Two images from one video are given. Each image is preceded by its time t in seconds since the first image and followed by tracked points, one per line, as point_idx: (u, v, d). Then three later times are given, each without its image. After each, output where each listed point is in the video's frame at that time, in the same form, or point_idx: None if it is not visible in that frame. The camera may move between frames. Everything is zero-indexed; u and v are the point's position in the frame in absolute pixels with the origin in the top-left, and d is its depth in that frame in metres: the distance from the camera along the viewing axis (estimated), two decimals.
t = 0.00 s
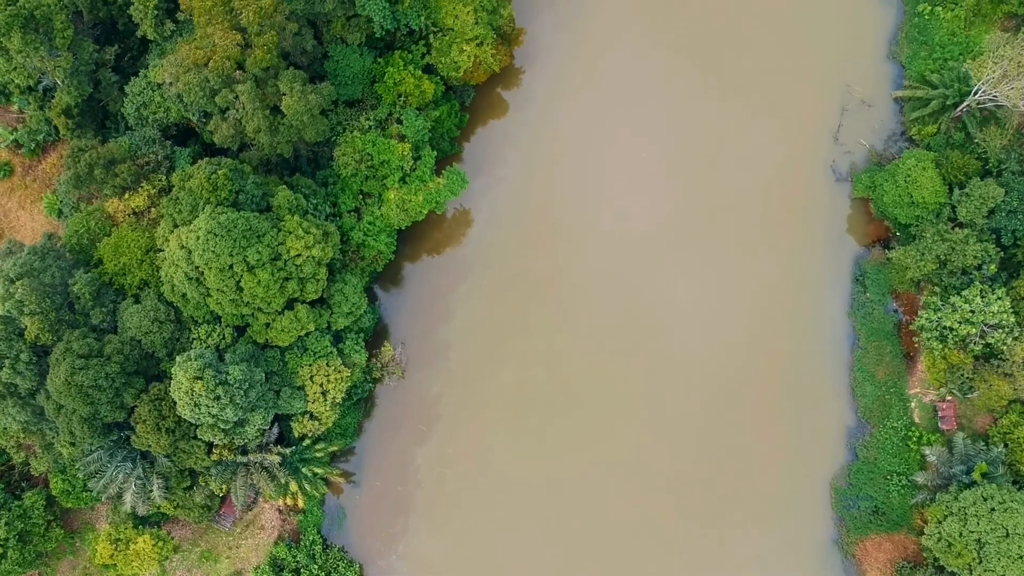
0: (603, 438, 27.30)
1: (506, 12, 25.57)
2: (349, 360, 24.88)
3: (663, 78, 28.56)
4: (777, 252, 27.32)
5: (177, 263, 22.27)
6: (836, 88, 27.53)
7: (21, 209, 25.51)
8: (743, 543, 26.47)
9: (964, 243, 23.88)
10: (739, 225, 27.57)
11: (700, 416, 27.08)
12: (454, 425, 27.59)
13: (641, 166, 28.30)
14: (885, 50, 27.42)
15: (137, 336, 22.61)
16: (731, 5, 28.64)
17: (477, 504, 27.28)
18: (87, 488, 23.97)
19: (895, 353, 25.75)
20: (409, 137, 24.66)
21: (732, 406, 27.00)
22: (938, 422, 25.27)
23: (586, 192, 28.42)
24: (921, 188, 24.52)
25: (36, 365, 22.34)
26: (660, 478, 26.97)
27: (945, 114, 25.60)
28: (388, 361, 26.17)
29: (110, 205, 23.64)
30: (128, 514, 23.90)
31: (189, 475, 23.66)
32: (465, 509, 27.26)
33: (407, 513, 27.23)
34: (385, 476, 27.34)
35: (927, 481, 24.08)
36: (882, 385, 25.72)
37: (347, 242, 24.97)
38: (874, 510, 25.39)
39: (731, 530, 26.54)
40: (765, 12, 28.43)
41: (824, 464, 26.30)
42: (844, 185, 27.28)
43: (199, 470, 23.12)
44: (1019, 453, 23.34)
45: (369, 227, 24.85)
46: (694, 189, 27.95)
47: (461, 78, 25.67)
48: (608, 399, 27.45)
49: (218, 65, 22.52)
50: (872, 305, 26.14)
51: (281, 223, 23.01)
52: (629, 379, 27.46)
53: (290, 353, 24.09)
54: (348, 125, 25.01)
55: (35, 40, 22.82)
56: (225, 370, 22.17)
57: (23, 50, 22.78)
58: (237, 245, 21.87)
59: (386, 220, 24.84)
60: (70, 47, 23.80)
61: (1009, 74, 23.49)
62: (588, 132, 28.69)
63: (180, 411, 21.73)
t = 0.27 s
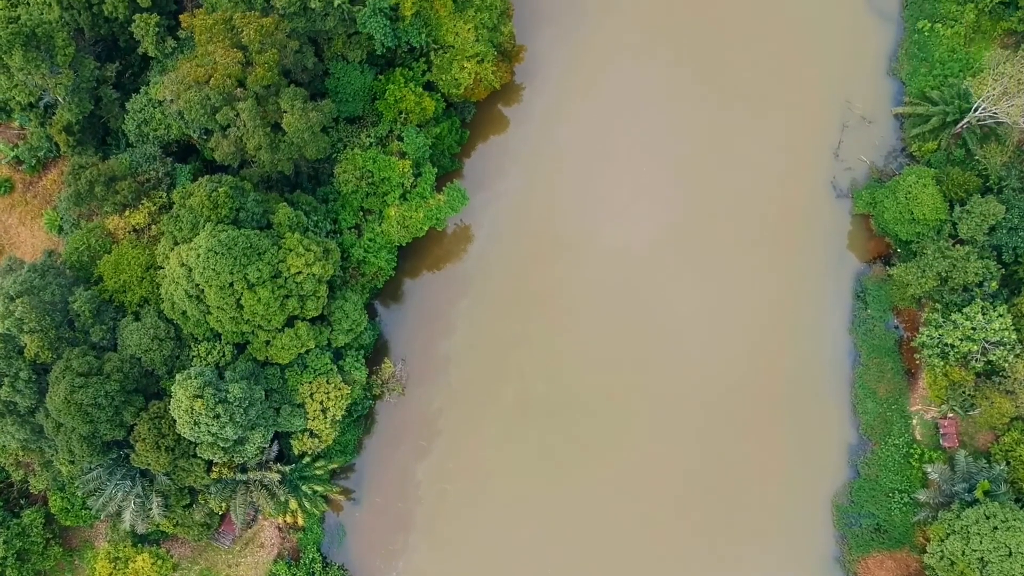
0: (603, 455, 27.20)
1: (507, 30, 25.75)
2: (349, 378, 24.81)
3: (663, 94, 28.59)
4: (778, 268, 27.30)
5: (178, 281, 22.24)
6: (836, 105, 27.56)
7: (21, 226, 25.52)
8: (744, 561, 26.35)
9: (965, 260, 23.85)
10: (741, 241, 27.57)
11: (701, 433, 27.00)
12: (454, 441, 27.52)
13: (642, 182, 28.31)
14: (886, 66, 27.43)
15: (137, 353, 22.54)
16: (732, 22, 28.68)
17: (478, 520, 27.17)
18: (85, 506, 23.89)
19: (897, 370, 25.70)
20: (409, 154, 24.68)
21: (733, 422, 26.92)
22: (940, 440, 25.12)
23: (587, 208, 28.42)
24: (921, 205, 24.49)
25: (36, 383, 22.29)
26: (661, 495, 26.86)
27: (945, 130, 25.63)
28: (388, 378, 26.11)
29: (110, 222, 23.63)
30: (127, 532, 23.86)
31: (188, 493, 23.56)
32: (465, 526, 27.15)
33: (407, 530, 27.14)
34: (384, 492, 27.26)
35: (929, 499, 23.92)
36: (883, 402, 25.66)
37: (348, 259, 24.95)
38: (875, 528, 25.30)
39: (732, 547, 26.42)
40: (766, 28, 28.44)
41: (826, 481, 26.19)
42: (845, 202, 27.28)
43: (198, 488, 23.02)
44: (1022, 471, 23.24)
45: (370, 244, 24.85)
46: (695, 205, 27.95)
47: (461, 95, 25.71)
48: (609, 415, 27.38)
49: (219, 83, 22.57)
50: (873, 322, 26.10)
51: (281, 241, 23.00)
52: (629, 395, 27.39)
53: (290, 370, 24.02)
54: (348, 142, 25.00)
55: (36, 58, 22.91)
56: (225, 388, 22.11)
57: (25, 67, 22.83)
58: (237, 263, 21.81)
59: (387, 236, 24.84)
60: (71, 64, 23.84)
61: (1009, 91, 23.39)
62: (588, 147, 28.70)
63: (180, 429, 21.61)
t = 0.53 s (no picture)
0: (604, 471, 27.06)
1: (507, 47, 25.89)
2: (350, 395, 24.76)
3: (664, 110, 28.61)
4: (779, 284, 27.27)
5: (178, 299, 22.22)
6: (837, 122, 27.58)
7: (21, 242, 25.49)
8: None
9: (966, 277, 23.79)
10: (741, 257, 27.55)
11: (702, 449, 26.92)
12: (454, 457, 27.45)
13: (643, 197, 28.30)
14: (886, 83, 27.46)
15: (137, 371, 22.49)
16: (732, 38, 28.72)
17: (478, 537, 27.05)
18: (84, 524, 23.82)
19: (898, 388, 25.63)
20: (410, 171, 24.69)
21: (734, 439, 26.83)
22: (942, 457, 25.04)
23: (587, 224, 28.39)
24: (922, 223, 24.49)
25: (35, 401, 22.22)
26: (662, 511, 26.72)
27: (945, 147, 25.65)
28: (388, 396, 26.06)
29: (111, 239, 23.62)
30: (125, 552, 23.71)
31: (187, 511, 23.46)
32: (465, 543, 27.03)
33: (407, 547, 27.07)
34: (384, 508, 27.18)
35: (931, 517, 23.84)
36: (884, 419, 25.59)
37: (348, 276, 24.91)
38: (878, 546, 25.15)
39: (734, 565, 26.27)
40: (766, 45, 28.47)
41: (828, 498, 26.09)
42: (845, 219, 27.26)
43: (198, 506, 22.93)
44: None
45: (370, 260, 24.86)
46: (696, 221, 27.93)
47: (461, 111, 25.78)
48: (610, 431, 27.27)
49: (220, 101, 22.62)
50: (874, 338, 26.06)
51: (281, 258, 22.97)
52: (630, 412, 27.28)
53: (290, 388, 23.94)
54: (349, 159, 25.00)
55: (37, 75, 22.98)
56: (224, 407, 22.02)
57: (26, 85, 22.88)
58: (238, 280, 21.77)
59: (387, 253, 24.85)
60: (72, 81, 23.87)
61: (1009, 108, 23.36)
62: (589, 163, 28.70)
63: (179, 448, 21.54)
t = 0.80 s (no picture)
0: (605, 488, 26.94)
1: (508, 64, 25.91)
2: (350, 413, 24.69)
3: (665, 126, 28.64)
4: (781, 300, 27.22)
5: (177, 316, 22.09)
6: (837, 138, 27.59)
7: (21, 258, 25.47)
8: None
9: (967, 294, 23.77)
10: (742, 272, 27.51)
11: (703, 466, 26.80)
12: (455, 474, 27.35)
13: (644, 212, 28.27)
14: (886, 99, 27.49)
15: (137, 389, 22.47)
16: (732, 54, 28.75)
17: (478, 555, 26.92)
18: (83, 543, 23.70)
19: (899, 405, 25.54)
20: (411, 188, 24.68)
21: (735, 456, 26.73)
22: (943, 474, 24.98)
23: (588, 239, 28.36)
24: (922, 239, 24.39)
25: (35, 419, 22.14)
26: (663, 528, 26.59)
27: (946, 164, 25.66)
28: (388, 413, 25.99)
29: (111, 256, 23.61)
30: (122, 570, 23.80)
31: (186, 530, 23.37)
32: (465, 560, 26.91)
33: (407, 564, 26.96)
34: (384, 525, 27.08)
35: (933, 535, 23.54)
36: (886, 436, 25.51)
37: (348, 293, 24.88)
38: (880, 563, 25.02)
39: None
40: (766, 60, 28.51)
41: (830, 516, 25.98)
42: (846, 235, 27.24)
43: (197, 525, 22.82)
44: None
45: (370, 277, 24.87)
46: (697, 236, 27.91)
47: (462, 128, 25.83)
48: (611, 447, 27.18)
49: (221, 118, 22.54)
50: (875, 355, 25.99)
51: (282, 275, 22.97)
52: (631, 428, 27.21)
53: (290, 406, 23.89)
54: (349, 176, 25.00)
55: (38, 92, 22.90)
56: (224, 425, 21.96)
57: (27, 102, 22.76)
58: (238, 298, 21.72)
59: (387, 270, 24.84)
60: (73, 98, 23.89)
61: (1009, 125, 23.33)
62: (589, 178, 28.70)
63: (179, 467, 21.40)
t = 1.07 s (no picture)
0: (606, 505, 26.82)
1: (508, 80, 25.94)
2: (350, 430, 24.62)
3: (665, 141, 28.65)
4: (781, 316, 27.18)
5: (177, 333, 22.03)
6: (838, 154, 27.59)
7: (21, 274, 25.41)
8: None
9: (969, 311, 23.70)
10: (744, 288, 27.47)
11: (704, 483, 26.70)
12: (455, 490, 27.24)
13: (644, 228, 28.25)
14: (887, 116, 27.50)
15: (136, 407, 22.41)
16: (732, 69, 28.79)
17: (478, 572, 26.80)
18: (80, 562, 23.46)
19: (901, 422, 25.41)
20: (412, 206, 24.72)
21: (736, 473, 26.64)
22: (946, 491, 24.75)
23: (589, 254, 28.34)
24: (923, 256, 24.35)
25: (34, 437, 22.03)
26: (664, 545, 26.46)
27: (947, 180, 25.59)
28: (388, 429, 25.91)
29: (111, 274, 23.59)
30: None
31: (186, 548, 23.27)
32: None
33: None
34: (384, 542, 26.97)
35: (935, 553, 23.34)
36: (888, 454, 25.42)
37: (349, 309, 24.83)
38: None
39: None
40: (766, 76, 28.55)
41: (831, 534, 25.88)
42: (847, 251, 27.21)
43: (196, 543, 22.64)
44: None
45: (371, 294, 24.75)
46: (698, 251, 27.89)
47: (462, 145, 25.89)
48: (611, 463, 27.07)
49: (222, 135, 22.48)
50: (877, 372, 25.89)
51: (282, 292, 22.94)
52: (631, 444, 27.10)
53: (290, 424, 23.83)
54: (350, 192, 24.99)
55: (40, 109, 22.97)
56: (224, 443, 21.91)
57: (27, 119, 22.80)
58: (239, 316, 21.68)
59: (387, 287, 24.80)
60: (74, 115, 23.90)
61: (1009, 142, 23.27)
62: (590, 192, 28.70)
63: (179, 486, 21.25)
